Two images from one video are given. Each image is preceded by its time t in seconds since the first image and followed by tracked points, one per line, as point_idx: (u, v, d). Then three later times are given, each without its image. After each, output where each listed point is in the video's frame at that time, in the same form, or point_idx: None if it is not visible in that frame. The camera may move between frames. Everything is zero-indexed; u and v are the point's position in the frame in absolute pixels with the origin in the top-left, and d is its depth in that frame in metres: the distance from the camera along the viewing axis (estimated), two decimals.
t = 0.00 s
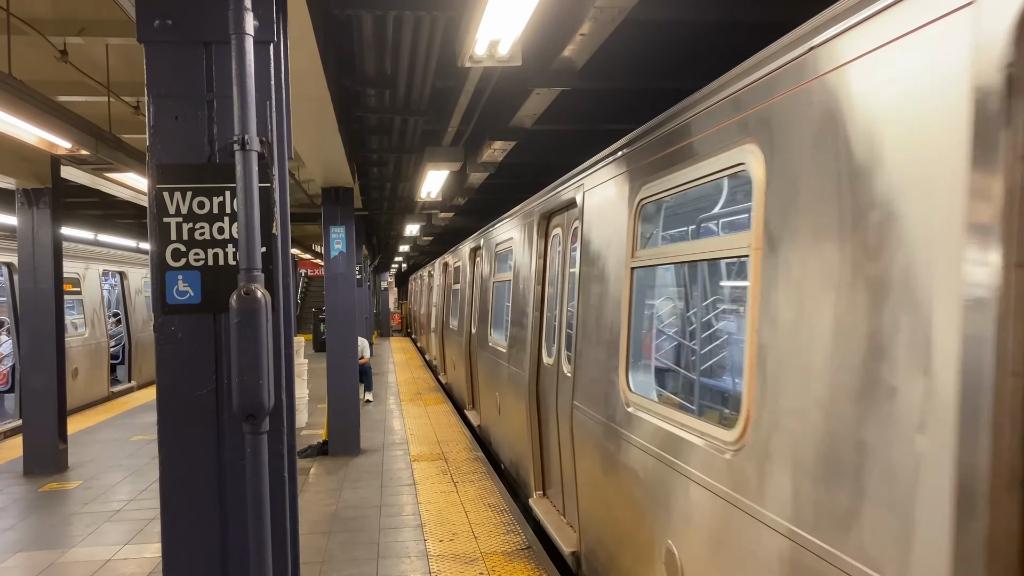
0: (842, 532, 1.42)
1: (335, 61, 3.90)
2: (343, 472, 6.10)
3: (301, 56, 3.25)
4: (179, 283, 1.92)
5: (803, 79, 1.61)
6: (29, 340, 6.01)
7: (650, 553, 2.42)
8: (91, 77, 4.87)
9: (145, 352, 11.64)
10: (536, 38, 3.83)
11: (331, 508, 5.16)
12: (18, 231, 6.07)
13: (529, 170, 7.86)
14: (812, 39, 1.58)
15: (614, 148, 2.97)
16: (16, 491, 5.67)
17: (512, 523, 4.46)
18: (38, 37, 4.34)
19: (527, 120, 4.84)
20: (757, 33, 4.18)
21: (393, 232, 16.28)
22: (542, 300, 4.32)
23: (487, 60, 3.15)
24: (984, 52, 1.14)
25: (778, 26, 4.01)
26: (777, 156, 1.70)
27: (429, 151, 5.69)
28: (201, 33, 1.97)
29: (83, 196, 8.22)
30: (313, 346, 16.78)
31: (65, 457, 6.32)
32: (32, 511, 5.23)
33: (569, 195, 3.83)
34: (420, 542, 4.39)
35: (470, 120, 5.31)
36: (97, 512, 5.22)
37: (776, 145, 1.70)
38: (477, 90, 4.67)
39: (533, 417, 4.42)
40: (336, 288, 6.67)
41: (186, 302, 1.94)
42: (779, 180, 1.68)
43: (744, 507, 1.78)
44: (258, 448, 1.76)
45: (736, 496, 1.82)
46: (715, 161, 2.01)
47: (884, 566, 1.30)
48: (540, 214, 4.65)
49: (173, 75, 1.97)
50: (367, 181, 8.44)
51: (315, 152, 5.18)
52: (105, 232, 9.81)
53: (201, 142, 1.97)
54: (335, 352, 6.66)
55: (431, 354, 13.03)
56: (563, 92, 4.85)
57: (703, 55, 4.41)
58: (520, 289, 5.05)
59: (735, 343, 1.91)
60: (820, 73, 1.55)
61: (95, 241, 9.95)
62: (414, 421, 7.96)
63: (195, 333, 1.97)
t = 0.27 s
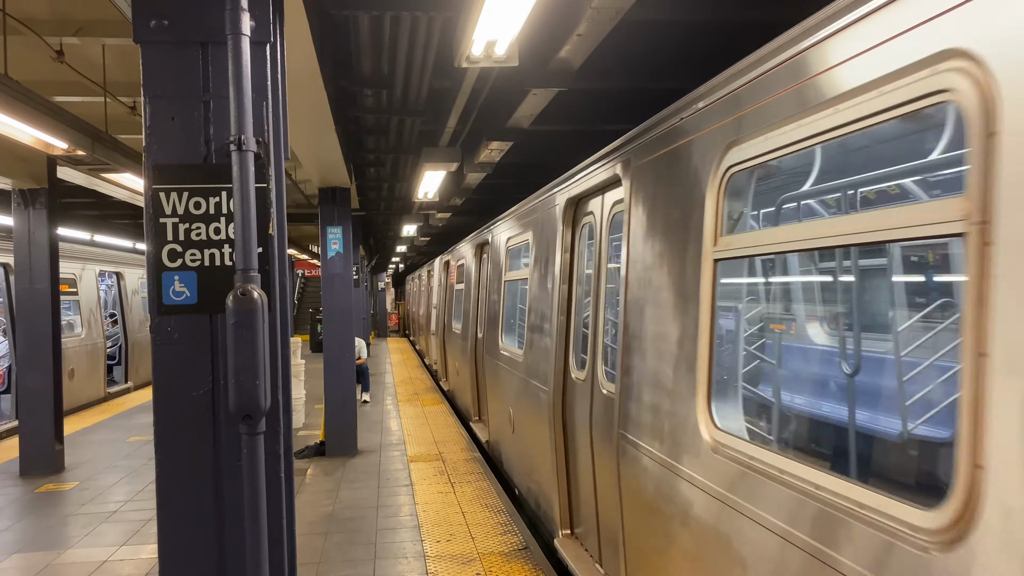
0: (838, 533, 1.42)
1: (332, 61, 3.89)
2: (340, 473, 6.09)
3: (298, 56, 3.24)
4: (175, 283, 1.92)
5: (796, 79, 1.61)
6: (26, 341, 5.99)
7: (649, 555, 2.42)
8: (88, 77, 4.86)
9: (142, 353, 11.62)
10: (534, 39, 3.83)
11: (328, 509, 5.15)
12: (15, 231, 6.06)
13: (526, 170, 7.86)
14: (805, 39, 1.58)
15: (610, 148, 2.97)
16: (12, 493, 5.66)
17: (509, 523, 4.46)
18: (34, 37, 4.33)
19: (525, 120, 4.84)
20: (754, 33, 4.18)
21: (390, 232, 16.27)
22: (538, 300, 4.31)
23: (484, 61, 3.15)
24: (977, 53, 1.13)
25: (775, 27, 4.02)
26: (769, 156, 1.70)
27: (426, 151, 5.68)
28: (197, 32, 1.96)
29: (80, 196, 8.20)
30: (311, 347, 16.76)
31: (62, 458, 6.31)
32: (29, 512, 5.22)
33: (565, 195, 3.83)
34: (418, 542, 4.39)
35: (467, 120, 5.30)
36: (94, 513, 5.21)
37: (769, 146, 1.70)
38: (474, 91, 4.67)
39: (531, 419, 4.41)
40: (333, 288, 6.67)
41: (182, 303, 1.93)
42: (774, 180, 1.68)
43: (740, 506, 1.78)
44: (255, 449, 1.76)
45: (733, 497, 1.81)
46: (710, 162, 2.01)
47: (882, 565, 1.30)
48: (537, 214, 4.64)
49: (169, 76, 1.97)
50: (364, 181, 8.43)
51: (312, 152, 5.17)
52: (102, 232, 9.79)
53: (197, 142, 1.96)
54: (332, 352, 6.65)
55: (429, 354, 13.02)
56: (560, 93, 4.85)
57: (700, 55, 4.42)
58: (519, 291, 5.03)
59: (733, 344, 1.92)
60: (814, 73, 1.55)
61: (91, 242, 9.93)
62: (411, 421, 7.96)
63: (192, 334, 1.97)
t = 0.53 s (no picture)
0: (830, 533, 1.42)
1: (329, 62, 3.88)
2: (337, 474, 6.08)
3: (295, 57, 3.24)
4: (171, 284, 1.91)
5: (792, 78, 1.61)
6: (22, 343, 5.98)
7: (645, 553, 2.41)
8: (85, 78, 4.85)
9: (139, 354, 11.60)
10: (531, 40, 3.83)
11: (324, 510, 5.15)
12: (11, 232, 6.05)
13: (523, 171, 7.86)
14: (801, 40, 1.58)
15: (607, 150, 2.97)
16: (8, 494, 5.64)
17: (507, 524, 4.45)
18: (30, 38, 4.32)
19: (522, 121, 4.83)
20: (752, 34, 4.18)
21: (388, 233, 16.27)
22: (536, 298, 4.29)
23: (481, 61, 3.14)
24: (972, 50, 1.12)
25: (771, 27, 4.02)
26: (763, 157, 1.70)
27: (423, 152, 5.68)
28: (193, 33, 1.96)
29: (77, 197, 8.19)
30: (308, 348, 16.75)
31: (58, 459, 6.30)
32: (25, 513, 5.21)
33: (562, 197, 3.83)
34: (415, 543, 4.38)
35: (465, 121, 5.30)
36: (91, 514, 5.20)
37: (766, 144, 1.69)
38: (471, 92, 4.66)
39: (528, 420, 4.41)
40: (331, 289, 6.66)
41: (178, 303, 1.93)
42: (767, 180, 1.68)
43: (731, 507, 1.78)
44: (250, 449, 1.75)
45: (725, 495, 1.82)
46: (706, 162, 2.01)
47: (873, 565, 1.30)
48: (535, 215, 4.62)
49: (165, 76, 1.97)
50: (361, 182, 8.42)
51: (310, 153, 5.17)
52: (99, 232, 9.78)
53: (193, 143, 1.96)
54: (329, 353, 6.65)
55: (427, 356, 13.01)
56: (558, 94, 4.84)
57: (697, 56, 4.42)
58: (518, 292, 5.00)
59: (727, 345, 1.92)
60: (809, 73, 1.55)
61: (88, 242, 9.91)
62: (409, 422, 7.95)
63: (187, 335, 1.97)
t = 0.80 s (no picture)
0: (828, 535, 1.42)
1: (327, 65, 3.89)
2: (335, 477, 6.08)
3: (293, 59, 3.24)
4: (169, 287, 1.91)
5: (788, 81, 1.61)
6: (19, 345, 5.97)
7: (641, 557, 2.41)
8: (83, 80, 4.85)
9: (137, 356, 11.59)
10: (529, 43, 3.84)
11: (322, 513, 5.14)
12: (8, 235, 6.04)
13: (522, 174, 7.87)
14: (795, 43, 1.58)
15: (604, 153, 2.97)
16: (5, 497, 5.63)
17: (505, 527, 4.45)
18: (28, 40, 4.32)
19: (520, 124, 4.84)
20: (750, 37, 4.18)
21: (386, 235, 16.28)
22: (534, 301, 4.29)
23: (479, 65, 3.15)
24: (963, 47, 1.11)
25: (768, 31, 4.03)
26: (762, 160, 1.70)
27: (421, 155, 5.68)
28: (191, 36, 1.96)
29: (75, 199, 8.18)
30: (306, 350, 16.74)
31: (55, 462, 6.29)
32: (22, 516, 5.20)
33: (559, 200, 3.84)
34: (413, 546, 4.37)
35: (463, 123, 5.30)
36: (88, 517, 5.19)
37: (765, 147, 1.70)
38: (469, 94, 4.66)
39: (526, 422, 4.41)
40: (329, 292, 6.66)
41: (176, 307, 1.93)
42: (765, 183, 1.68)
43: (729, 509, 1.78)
44: (248, 453, 1.75)
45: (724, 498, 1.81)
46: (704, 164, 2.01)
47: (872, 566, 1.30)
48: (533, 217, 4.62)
49: (163, 79, 1.97)
50: (359, 185, 8.42)
51: (308, 156, 5.17)
52: (97, 234, 9.77)
53: (191, 146, 1.96)
54: (327, 356, 6.64)
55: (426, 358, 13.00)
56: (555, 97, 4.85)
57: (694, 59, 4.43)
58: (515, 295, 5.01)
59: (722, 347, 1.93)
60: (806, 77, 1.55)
61: (86, 245, 9.90)
62: (407, 425, 7.94)
63: (186, 338, 1.96)
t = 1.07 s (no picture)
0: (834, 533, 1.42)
1: (327, 68, 3.89)
2: (333, 480, 6.07)
3: (293, 62, 3.23)
4: (169, 291, 1.91)
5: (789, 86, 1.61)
6: (17, 348, 5.96)
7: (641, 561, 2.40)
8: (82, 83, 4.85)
9: (135, 359, 11.57)
10: (529, 47, 3.85)
11: (322, 516, 5.13)
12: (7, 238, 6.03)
13: (520, 177, 7.87)
14: (797, 47, 1.59)
15: (602, 155, 2.98)
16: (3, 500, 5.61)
17: (503, 530, 4.45)
18: (27, 43, 4.31)
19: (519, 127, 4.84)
20: (749, 40, 4.20)
21: (384, 238, 16.28)
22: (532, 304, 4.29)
23: (479, 68, 3.15)
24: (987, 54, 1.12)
25: (767, 34, 4.03)
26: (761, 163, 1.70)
27: (421, 158, 5.68)
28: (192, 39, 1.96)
29: (73, 202, 8.17)
30: (304, 353, 16.73)
31: (53, 465, 6.27)
32: (20, 519, 5.18)
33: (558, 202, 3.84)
34: (412, 550, 4.37)
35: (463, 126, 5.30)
36: (86, 521, 5.18)
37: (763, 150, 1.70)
38: (469, 98, 4.67)
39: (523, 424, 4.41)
40: (327, 294, 6.65)
41: (177, 310, 1.93)
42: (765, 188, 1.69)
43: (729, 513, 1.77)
44: (249, 457, 1.75)
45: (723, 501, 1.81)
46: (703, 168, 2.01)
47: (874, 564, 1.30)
48: (532, 220, 4.62)
49: (163, 83, 1.97)
50: (357, 188, 8.42)
51: (307, 159, 5.16)
52: (95, 237, 9.75)
53: (192, 150, 1.96)
54: (326, 359, 6.64)
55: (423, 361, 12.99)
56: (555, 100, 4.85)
57: (693, 62, 4.44)
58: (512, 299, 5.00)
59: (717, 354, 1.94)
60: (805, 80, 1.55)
61: (84, 248, 9.89)
62: (405, 428, 7.94)
63: (186, 342, 1.96)
